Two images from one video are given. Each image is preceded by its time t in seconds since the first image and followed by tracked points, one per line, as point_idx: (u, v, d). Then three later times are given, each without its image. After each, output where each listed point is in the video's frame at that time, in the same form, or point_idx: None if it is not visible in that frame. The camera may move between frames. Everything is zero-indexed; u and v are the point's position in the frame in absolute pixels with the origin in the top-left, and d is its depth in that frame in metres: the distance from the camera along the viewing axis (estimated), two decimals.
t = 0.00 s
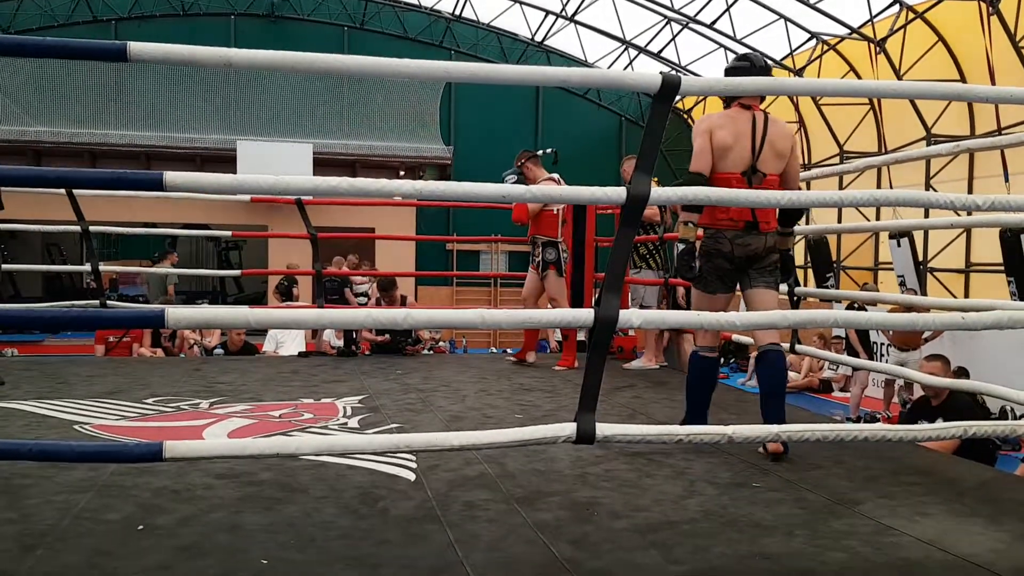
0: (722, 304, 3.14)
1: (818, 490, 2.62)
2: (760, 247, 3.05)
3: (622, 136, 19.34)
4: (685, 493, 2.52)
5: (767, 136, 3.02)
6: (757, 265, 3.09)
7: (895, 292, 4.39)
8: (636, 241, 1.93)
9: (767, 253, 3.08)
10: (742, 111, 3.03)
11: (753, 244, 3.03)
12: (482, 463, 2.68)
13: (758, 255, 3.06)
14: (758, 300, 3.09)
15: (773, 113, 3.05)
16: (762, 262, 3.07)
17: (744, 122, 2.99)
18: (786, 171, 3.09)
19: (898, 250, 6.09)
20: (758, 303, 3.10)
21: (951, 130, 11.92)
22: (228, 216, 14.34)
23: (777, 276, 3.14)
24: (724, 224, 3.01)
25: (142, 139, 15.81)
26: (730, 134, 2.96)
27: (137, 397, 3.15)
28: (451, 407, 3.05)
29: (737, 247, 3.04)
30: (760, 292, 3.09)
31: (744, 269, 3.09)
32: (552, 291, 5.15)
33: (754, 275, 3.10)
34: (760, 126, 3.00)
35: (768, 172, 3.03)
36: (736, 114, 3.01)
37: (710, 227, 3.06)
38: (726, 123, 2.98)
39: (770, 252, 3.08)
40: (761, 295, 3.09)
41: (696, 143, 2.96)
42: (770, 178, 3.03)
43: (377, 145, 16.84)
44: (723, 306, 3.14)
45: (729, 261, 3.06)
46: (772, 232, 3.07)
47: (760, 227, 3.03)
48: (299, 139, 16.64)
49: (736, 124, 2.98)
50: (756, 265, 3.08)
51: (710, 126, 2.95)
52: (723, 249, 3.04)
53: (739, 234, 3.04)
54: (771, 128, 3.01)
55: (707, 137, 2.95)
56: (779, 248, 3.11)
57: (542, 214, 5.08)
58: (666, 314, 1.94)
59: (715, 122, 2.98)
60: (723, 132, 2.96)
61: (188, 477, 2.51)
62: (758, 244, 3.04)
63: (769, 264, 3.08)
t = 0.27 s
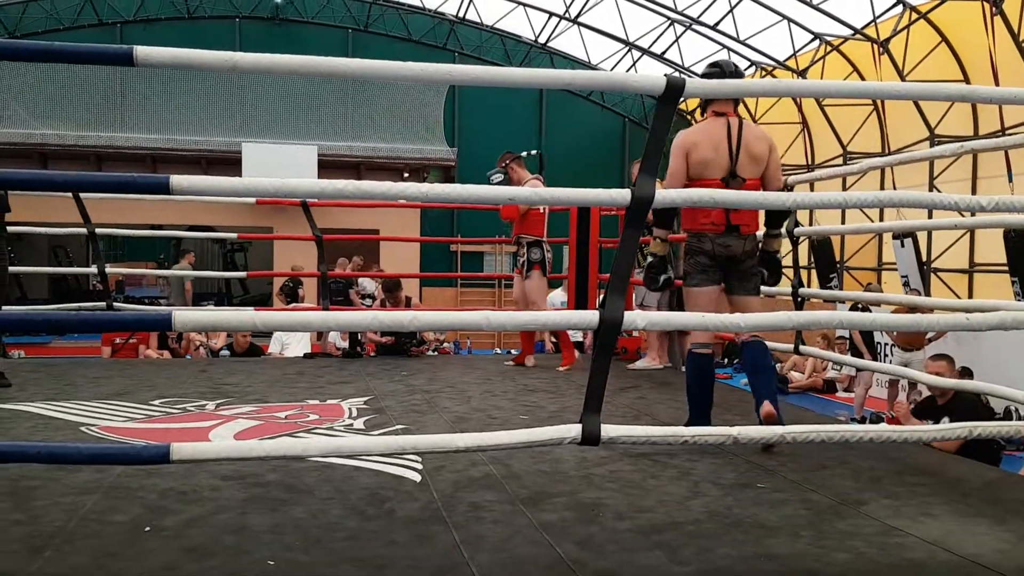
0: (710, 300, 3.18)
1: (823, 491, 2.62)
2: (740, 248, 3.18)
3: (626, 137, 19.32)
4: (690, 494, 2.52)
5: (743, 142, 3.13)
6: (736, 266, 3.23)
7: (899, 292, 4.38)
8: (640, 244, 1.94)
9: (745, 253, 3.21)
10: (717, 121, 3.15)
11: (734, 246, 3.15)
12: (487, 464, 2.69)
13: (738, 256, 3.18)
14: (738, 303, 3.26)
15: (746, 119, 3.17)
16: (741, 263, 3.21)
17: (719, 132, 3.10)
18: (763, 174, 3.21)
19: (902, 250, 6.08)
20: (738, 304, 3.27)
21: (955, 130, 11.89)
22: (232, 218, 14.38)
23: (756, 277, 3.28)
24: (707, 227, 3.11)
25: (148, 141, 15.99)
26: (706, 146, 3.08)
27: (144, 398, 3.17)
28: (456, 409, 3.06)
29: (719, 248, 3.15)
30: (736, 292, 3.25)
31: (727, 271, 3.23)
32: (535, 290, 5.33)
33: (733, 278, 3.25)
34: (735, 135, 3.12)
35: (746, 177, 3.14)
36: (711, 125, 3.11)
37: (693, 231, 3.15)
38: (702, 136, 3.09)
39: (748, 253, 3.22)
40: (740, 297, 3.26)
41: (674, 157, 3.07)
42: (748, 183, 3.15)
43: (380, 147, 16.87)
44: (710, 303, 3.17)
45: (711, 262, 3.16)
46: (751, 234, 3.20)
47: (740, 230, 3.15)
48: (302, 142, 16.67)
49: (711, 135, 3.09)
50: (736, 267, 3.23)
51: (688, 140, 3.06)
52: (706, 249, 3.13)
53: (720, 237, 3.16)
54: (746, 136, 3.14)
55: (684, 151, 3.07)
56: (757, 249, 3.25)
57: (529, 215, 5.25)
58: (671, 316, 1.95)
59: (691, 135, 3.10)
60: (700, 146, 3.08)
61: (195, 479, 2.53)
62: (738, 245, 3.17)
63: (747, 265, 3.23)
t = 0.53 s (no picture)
0: (715, 297, 3.17)
1: (832, 495, 2.60)
2: (740, 247, 3.19)
3: (632, 139, 19.28)
4: (699, 498, 2.50)
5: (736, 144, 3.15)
6: (738, 265, 3.23)
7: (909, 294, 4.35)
8: (649, 245, 1.92)
9: (747, 251, 3.21)
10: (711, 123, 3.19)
11: (733, 244, 3.16)
12: (494, 467, 2.66)
13: (739, 254, 3.19)
14: (739, 304, 3.29)
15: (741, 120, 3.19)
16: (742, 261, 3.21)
17: (713, 134, 3.13)
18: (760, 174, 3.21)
19: (912, 252, 6.05)
20: (740, 303, 3.29)
21: (965, 130, 11.83)
22: (238, 219, 14.39)
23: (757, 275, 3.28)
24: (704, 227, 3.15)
25: (155, 143, 16.03)
26: (701, 148, 3.13)
27: (149, 400, 3.16)
28: (462, 411, 3.04)
29: (719, 247, 3.16)
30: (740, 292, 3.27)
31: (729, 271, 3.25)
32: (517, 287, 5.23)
33: (735, 276, 3.25)
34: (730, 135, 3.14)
35: (739, 177, 3.15)
36: (704, 127, 3.16)
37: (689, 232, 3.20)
38: (694, 137, 3.15)
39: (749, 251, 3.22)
40: (741, 298, 3.29)
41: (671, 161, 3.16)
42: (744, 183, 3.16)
43: (387, 148, 16.88)
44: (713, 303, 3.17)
45: (713, 261, 3.16)
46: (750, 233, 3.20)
47: (736, 229, 3.16)
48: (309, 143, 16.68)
49: (706, 138, 3.14)
50: (737, 265, 3.23)
51: (682, 143, 3.14)
52: (706, 248, 3.14)
53: (718, 236, 3.17)
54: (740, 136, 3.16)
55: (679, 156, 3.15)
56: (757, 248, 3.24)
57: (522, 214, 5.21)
58: (680, 318, 1.93)
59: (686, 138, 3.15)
60: (692, 148, 3.15)
61: (201, 481, 2.51)
62: (737, 244, 3.18)
63: (748, 263, 3.22)
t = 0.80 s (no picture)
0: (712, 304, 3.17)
1: (836, 498, 2.60)
2: (738, 256, 3.22)
3: (636, 142, 19.30)
4: (702, 501, 2.51)
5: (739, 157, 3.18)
6: (733, 273, 3.27)
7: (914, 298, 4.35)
8: (653, 251, 1.92)
9: (743, 260, 3.24)
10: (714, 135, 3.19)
11: (734, 253, 3.18)
12: (498, 469, 2.67)
13: (736, 263, 3.22)
14: (733, 307, 3.33)
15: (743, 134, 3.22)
16: (738, 269, 3.25)
17: (719, 145, 3.13)
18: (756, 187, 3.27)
19: (915, 256, 6.04)
20: (733, 308, 3.33)
21: (969, 135, 11.81)
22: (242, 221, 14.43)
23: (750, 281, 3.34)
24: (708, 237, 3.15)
25: (160, 145, 16.11)
26: (707, 159, 3.12)
27: (155, 402, 3.17)
28: (466, 413, 3.05)
29: (719, 256, 3.18)
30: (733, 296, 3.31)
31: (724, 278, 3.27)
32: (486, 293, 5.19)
33: (728, 283, 3.30)
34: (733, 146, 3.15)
35: (741, 190, 3.18)
36: (709, 137, 3.14)
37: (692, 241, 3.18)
38: (702, 148, 3.12)
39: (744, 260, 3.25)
40: (736, 301, 3.33)
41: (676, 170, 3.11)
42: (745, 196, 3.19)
43: (391, 151, 16.92)
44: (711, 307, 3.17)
45: (712, 270, 3.18)
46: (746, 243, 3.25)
47: (736, 239, 3.20)
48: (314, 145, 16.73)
49: (711, 148, 3.12)
50: (734, 273, 3.26)
51: (690, 153, 3.10)
52: (707, 258, 3.14)
53: (719, 246, 3.19)
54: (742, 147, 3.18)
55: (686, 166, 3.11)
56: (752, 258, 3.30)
57: (490, 218, 5.15)
58: (684, 322, 1.93)
59: (692, 147, 3.12)
60: (700, 158, 3.12)
61: (206, 483, 2.52)
62: (736, 253, 3.20)
63: (744, 271, 3.26)
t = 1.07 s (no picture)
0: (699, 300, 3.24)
1: (837, 497, 2.60)
2: (732, 253, 3.27)
3: (638, 142, 19.30)
4: (704, 500, 2.50)
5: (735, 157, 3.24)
6: (727, 269, 3.29)
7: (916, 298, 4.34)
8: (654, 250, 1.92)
9: (737, 258, 3.30)
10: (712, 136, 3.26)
11: (727, 251, 3.25)
12: (498, 468, 2.67)
13: (730, 261, 3.28)
14: (726, 302, 3.28)
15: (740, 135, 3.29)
16: (734, 267, 3.29)
17: (715, 145, 3.21)
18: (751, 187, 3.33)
19: (916, 255, 6.04)
20: (726, 301, 3.28)
21: (970, 135, 11.81)
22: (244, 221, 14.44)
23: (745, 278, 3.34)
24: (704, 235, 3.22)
25: (161, 145, 16.13)
26: (705, 160, 3.21)
27: (156, 401, 3.17)
28: (467, 413, 3.05)
29: (713, 254, 3.25)
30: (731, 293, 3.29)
31: (716, 273, 3.29)
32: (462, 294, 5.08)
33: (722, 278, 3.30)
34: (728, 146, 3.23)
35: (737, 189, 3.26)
36: (704, 138, 3.23)
37: (689, 238, 3.25)
38: (701, 149, 3.21)
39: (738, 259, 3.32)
40: (730, 296, 3.28)
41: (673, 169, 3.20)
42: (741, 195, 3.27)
43: (392, 151, 16.93)
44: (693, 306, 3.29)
45: (706, 267, 3.26)
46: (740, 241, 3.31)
47: (731, 236, 3.26)
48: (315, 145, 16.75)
49: (708, 149, 3.21)
50: (728, 270, 3.28)
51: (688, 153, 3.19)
52: (701, 256, 3.23)
53: (714, 244, 3.26)
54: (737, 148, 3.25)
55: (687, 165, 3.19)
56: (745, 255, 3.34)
57: (457, 217, 5.02)
58: (686, 320, 1.93)
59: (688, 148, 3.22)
60: (700, 158, 3.21)
61: (208, 482, 2.52)
62: (731, 250, 3.27)
63: (739, 270, 3.30)
